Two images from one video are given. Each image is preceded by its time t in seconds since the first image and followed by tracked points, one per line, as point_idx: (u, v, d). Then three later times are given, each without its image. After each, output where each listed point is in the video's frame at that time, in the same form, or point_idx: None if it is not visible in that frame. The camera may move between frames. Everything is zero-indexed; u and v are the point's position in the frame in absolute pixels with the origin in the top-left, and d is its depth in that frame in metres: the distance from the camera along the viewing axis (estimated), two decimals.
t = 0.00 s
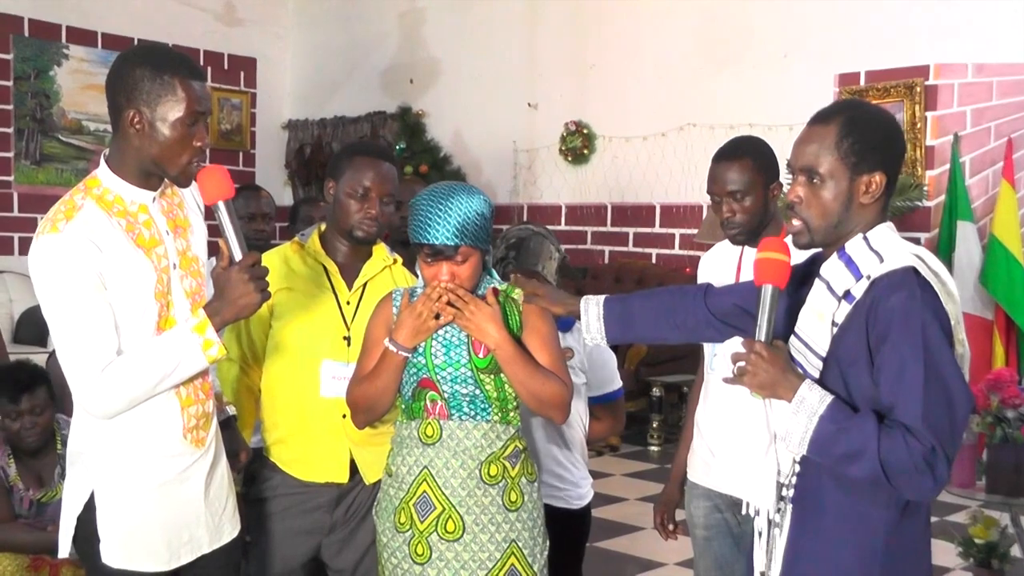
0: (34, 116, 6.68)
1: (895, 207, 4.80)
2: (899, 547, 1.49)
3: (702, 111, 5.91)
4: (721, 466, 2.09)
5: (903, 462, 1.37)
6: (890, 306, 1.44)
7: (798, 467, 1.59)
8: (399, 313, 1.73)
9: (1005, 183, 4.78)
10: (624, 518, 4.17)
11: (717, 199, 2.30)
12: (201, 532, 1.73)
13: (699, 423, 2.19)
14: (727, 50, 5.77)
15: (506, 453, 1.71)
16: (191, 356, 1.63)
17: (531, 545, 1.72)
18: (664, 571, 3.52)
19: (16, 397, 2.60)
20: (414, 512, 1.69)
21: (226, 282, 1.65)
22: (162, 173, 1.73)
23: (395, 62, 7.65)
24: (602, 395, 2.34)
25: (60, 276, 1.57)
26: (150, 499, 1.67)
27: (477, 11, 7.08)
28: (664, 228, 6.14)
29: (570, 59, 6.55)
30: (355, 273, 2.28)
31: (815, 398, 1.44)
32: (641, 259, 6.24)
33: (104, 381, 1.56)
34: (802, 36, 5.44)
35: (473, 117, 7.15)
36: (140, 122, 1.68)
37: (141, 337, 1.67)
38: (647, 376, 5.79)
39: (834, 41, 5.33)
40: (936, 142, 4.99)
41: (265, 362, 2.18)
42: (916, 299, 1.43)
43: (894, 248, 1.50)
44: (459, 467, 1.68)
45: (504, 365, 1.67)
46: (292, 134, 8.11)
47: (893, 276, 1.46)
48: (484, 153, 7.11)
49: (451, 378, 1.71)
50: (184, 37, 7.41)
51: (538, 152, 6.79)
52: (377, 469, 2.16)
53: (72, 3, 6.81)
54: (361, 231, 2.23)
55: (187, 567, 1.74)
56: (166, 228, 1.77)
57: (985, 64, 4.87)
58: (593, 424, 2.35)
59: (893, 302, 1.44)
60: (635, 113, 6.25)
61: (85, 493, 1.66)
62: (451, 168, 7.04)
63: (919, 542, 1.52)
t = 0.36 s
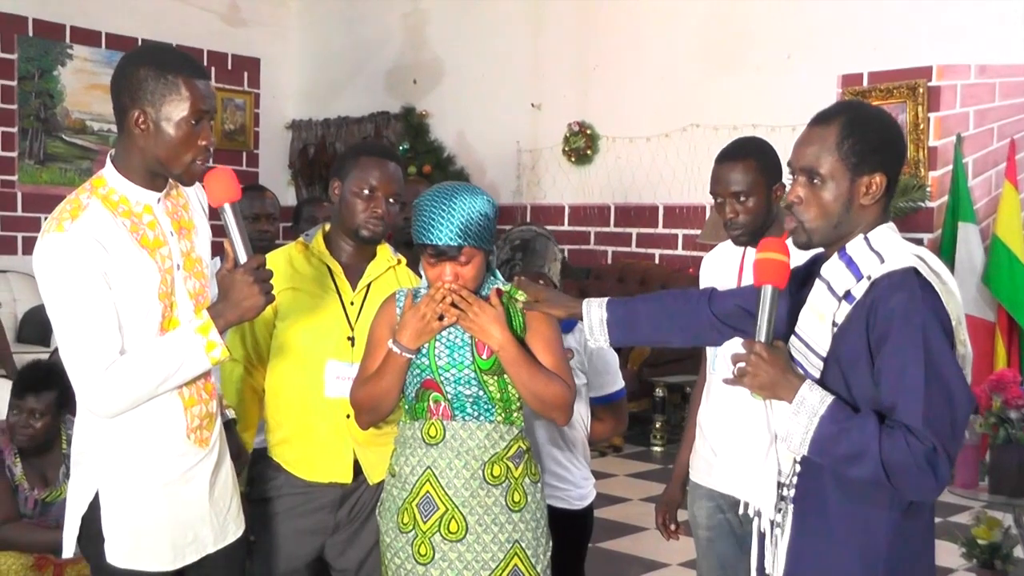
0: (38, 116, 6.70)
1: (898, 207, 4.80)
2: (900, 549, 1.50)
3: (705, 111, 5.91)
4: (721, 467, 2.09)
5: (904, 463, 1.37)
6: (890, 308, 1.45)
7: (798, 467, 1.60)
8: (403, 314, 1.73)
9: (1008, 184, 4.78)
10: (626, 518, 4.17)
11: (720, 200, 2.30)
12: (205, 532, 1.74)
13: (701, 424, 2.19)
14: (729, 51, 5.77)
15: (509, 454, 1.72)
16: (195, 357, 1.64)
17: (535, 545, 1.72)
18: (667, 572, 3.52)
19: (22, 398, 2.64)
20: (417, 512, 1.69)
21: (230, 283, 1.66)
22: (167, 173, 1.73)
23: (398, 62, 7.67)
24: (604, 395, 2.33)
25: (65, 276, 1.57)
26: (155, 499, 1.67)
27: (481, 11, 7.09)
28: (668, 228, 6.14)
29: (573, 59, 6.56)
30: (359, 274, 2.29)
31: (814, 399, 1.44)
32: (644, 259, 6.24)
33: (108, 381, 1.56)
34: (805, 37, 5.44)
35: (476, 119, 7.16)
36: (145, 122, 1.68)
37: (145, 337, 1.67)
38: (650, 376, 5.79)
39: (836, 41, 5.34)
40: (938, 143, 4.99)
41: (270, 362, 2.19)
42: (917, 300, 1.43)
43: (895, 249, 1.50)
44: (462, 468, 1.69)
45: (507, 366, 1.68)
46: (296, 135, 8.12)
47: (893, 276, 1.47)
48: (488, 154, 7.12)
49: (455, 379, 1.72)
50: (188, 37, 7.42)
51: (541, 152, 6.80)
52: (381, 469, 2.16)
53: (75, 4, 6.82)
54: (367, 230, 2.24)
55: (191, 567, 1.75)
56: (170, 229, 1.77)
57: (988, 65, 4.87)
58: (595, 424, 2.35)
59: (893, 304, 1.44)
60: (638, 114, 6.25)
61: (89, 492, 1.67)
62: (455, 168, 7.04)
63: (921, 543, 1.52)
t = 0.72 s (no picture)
0: (39, 119, 6.71)
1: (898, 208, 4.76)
2: (901, 549, 1.50)
3: (706, 113, 5.91)
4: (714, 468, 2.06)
5: (902, 463, 1.37)
6: (888, 309, 1.45)
7: (795, 467, 1.58)
8: (404, 316, 1.74)
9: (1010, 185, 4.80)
10: (628, 520, 4.17)
11: (721, 201, 2.31)
12: (207, 533, 1.74)
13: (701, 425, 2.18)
14: (731, 52, 5.77)
15: (511, 455, 1.72)
16: (196, 359, 1.64)
17: (537, 547, 1.73)
18: (668, 573, 3.52)
19: (27, 400, 2.65)
20: (419, 513, 1.70)
21: (232, 285, 1.67)
22: (167, 175, 1.74)
23: (400, 65, 7.67)
24: (604, 397, 2.34)
25: (67, 279, 1.58)
26: (156, 501, 1.68)
27: (482, 13, 7.09)
28: (669, 230, 6.14)
29: (574, 61, 6.57)
30: (361, 276, 2.29)
31: (810, 399, 1.45)
32: (645, 261, 6.25)
33: (110, 383, 1.57)
34: (805, 38, 5.45)
35: (477, 121, 7.17)
36: (145, 124, 1.69)
37: (146, 339, 1.68)
38: (651, 378, 5.80)
39: (836, 42, 5.34)
40: (939, 144, 4.99)
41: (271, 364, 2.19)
42: (915, 301, 1.44)
43: (892, 250, 1.50)
44: (463, 469, 1.69)
45: (510, 368, 1.68)
46: (297, 137, 8.13)
47: (890, 276, 1.47)
48: (488, 156, 7.13)
49: (457, 380, 1.72)
50: (189, 40, 7.44)
51: (542, 154, 6.80)
52: (383, 470, 2.16)
53: (77, 7, 6.83)
54: (369, 232, 2.24)
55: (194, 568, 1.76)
56: (171, 232, 1.78)
57: (989, 66, 4.87)
58: (595, 426, 2.36)
59: (890, 304, 1.45)
60: (638, 116, 6.26)
61: (91, 494, 1.67)
62: (456, 170, 7.06)
63: (922, 543, 1.52)
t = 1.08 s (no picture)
0: (40, 121, 6.71)
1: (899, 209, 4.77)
2: (905, 548, 1.50)
3: (707, 112, 5.91)
4: (717, 465, 2.07)
5: (906, 462, 1.37)
6: (892, 309, 1.45)
7: (802, 467, 1.59)
8: (408, 317, 1.74)
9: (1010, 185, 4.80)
10: (630, 520, 4.17)
11: (724, 201, 2.31)
12: (208, 534, 1.74)
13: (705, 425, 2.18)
14: (731, 52, 5.77)
15: (514, 456, 1.72)
16: (197, 361, 1.64)
17: (541, 547, 1.73)
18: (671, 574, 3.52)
19: (29, 402, 2.64)
20: (423, 514, 1.70)
21: (233, 287, 1.66)
22: (169, 175, 1.74)
23: (400, 66, 7.68)
24: (604, 398, 2.34)
25: (68, 281, 1.58)
26: (158, 502, 1.68)
27: (483, 13, 7.09)
28: (670, 230, 6.14)
29: (574, 61, 6.57)
30: (363, 277, 2.30)
31: (814, 397, 1.45)
32: (646, 261, 6.25)
33: (111, 385, 1.57)
34: (806, 37, 5.45)
35: (478, 122, 7.17)
36: (147, 125, 1.69)
37: (147, 340, 1.68)
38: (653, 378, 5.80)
39: (836, 42, 5.34)
40: (941, 144, 4.97)
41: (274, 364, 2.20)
42: (919, 301, 1.44)
43: (897, 250, 1.50)
44: (467, 470, 1.69)
45: (513, 369, 1.68)
46: (298, 138, 8.13)
47: (897, 277, 1.47)
48: (489, 157, 7.13)
49: (460, 381, 1.72)
50: (189, 41, 7.44)
51: (543, 155, 6.81)
52: (387, 471, 2.16)
53: (77, 9, 6.84)
54: (372, 233, 2.24)
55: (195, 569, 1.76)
56: (172, 233, 1.78)
57: (990, 66, 4.87)
58: (596, 427, 2.35)
59: (896, 304, 1.45)
60: (639, 116, 6.26)
61: (93, 495, 1.68)
62: (457, 172, 7.07)
63: (925, 542, 1.53)
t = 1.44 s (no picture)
0: (42, 123, 6.71)
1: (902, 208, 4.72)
2: (908, 547, 1.50)
3: (708, 112, 5.92)
4: (719, 465, 2.07)
5: (909, 461, 1.37)
6: (895, 307, 1.45)
7: (804, 467, 1.60)
8: (410, 318, 1.74)
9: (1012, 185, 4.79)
10: (632, 521, 4.17)
11: (726, 202, 2.31)
12: (209, 535, 1.74)
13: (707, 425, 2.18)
14: (732, 52, 5.77)
15: (517, 457, 1.72)
16: (197, 362, 1.64)
17: (543, 548, 1.73)
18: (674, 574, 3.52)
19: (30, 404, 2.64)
20: (425, 516, 1.70)
21: (233, 287, 1.66)
22: (168, 176, 1.74)
23: (402, 67, 7.68)
24: (606, 398, 2.32)
25: (68, 282, 1.58)
26: (160, 504, 1.68)
27: (484, 14, 7.10)
28: (672, 230, 6.14)
29: (575, 62, 6.57)
30: (365, 278, 2.30)
31: (817, 397, 1.45)
32: (648, 262, 6.25)
33: (112, 386, 1.57)
34: (806, 37, 5.46)
35: (478, 123, 7.17)
36: (145, 126, 1.69)
37: (148, 342, 1.68)
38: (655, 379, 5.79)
39: (837, 42, 5.35)
40: (942, 144, 4.98)
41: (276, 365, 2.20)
42: (921, 300, 1.44)
43: (899, 249, 1.50)
44: (470, 471, 1.69)
45: (516, 370, 1.68)
46: (299, 139, 8.13)
47: (900, 276, 1.47)
48: (490, 158, 7.14)
49: (462, 381, 1.72)
50: (191, 43, 7.45)
51: (544, 156, 6.81)
52: (390, 472, 2.16)
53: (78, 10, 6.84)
54: (374, 234, 2.24)
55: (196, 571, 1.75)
56: (172, 234, 1.78)
57: (990, 65, 4.87)
58: (598, 427, 2.35)
59: (899, 303, 1.45)
60: (640, 116, 6.27)
61: (94, 498, 1.68)
62: (458, 173, 7.07)
63: (926, 542, 1.53)
